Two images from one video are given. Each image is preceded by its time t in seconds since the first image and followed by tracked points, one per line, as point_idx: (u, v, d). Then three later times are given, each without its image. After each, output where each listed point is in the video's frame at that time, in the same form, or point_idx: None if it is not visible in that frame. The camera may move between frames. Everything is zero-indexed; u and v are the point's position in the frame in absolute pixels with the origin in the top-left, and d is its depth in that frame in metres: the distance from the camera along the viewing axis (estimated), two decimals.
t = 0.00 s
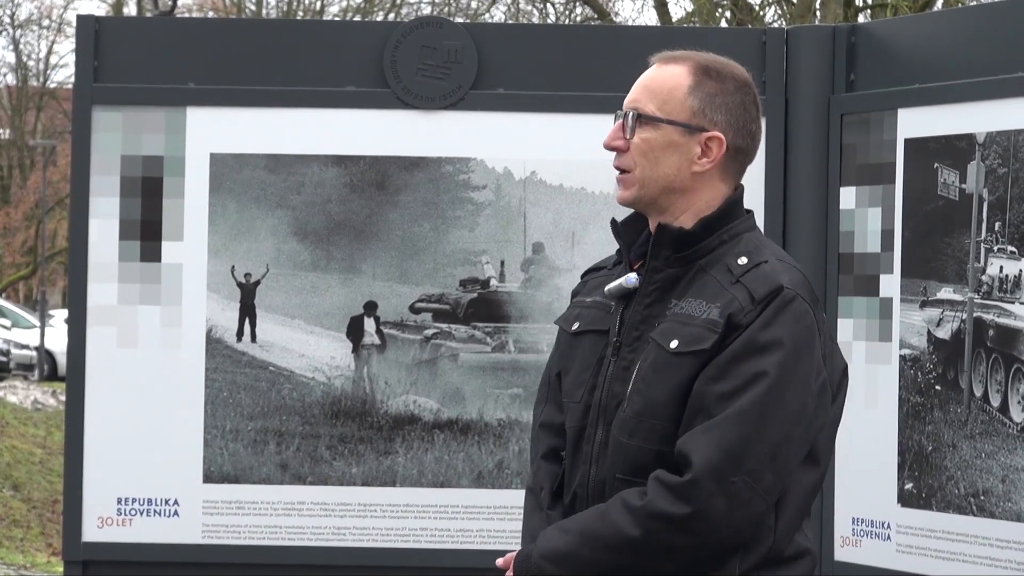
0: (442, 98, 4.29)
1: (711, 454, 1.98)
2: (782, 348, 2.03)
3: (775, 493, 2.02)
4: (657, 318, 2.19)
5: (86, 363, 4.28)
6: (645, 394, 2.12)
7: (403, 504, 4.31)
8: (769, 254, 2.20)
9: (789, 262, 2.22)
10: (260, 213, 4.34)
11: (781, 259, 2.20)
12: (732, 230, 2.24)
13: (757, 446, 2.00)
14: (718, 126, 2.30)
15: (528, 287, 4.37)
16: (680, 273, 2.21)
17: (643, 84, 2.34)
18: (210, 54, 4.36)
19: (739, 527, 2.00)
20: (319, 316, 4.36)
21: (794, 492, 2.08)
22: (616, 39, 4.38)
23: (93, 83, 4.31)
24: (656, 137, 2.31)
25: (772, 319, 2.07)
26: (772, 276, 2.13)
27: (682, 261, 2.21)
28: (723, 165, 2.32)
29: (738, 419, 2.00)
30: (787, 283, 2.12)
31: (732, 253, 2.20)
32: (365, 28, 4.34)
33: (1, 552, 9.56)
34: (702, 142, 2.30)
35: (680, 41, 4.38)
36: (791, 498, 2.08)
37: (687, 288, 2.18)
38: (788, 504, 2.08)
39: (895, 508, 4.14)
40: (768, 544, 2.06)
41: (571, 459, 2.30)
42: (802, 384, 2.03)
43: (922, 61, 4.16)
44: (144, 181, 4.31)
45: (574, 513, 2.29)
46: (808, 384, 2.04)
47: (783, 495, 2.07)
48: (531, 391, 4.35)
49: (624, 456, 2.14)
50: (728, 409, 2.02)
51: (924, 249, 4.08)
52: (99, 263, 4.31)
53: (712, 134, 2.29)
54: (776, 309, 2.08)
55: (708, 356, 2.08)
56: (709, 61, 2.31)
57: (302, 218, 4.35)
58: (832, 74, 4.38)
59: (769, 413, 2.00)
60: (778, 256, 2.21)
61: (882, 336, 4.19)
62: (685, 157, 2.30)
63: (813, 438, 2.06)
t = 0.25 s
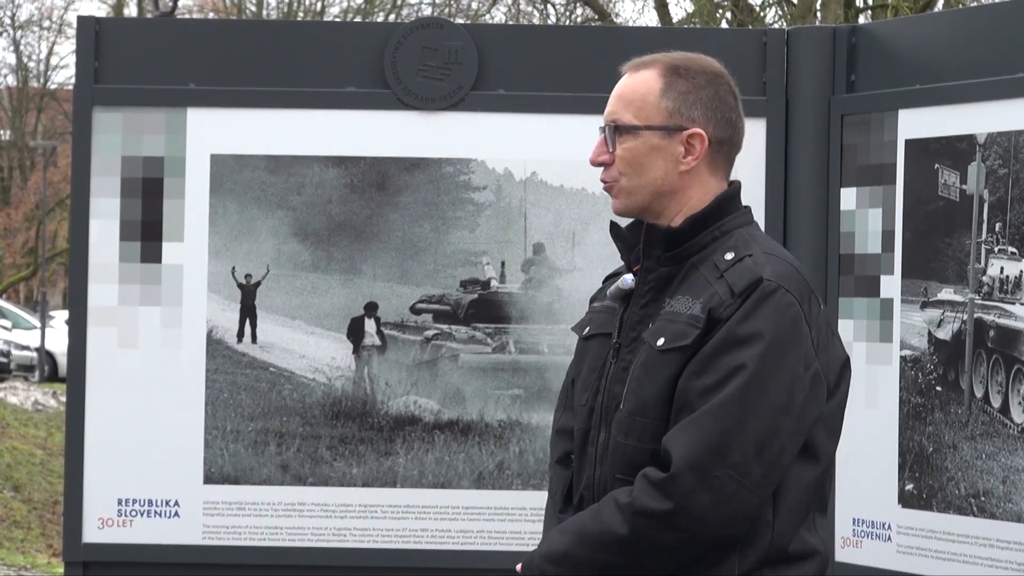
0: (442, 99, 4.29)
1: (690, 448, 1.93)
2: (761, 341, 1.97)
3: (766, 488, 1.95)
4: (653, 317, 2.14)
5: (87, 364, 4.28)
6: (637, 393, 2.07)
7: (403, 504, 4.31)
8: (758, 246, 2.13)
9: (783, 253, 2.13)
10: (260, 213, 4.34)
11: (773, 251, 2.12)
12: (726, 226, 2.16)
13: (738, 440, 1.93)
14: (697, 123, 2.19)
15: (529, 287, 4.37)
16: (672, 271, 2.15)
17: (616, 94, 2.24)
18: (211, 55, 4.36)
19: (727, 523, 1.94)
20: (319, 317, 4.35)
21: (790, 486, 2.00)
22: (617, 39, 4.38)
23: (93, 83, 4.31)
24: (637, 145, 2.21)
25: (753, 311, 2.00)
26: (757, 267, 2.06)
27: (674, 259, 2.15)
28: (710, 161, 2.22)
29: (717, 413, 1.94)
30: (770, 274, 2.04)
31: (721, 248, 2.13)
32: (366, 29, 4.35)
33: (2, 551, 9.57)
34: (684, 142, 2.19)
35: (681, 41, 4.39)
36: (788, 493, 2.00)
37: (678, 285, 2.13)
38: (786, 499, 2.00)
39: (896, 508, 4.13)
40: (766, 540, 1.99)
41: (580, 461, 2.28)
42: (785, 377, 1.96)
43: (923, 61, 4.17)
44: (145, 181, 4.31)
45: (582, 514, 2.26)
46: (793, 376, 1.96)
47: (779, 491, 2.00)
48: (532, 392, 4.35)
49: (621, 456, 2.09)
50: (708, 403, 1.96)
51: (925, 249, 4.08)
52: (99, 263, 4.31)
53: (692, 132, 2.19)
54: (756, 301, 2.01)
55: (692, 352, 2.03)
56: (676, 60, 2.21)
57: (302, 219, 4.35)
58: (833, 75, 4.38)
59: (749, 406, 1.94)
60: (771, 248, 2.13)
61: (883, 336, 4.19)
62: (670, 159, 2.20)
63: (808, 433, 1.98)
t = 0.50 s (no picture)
0: (442, 99, 4.29)
1: (676, 450, 1.92)
2: (743, 339, 1.94)
3: (757, 485, 1.93)
4: (643, 321, 2.12)
5: (86, 364, 4.27)
6: (627, 398, 2.05)
7: (403, 504, 4.31)
8: (740, 244, 2.10)
9: (767, 248, 2.11)
10: (260, 213, 4.34)
11: (756, 248, 2.09)
12: (708, 225, 2.14)
13: (725, 439, 1.91)
14: (671, 126, 2.17)
15: (528, 287, 4.36)
16: (659, 274, 2.13)
17: (588, 106, 2.23)
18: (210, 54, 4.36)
19: (719, 523, 1.92)
20: (319, 317, 4.35)
21: (784, 482, 1.98)
22: (617, 39, 4.38)
23: (93, 83, 4.31)
24: (613, 155, 2.19)
25: (734, 309, 1.98)
26: (738, 265, 2.04)
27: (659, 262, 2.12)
28: (689, 163, 2.19)
29: (702, 413, 1.92)
30: (751, 272, 2.02)
31: (704, 248, 2.11)
32: (366, 29, 4.34)
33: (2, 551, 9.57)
34: (660, 146, 2.17)
35: (681, 41, 4.38)
36: (782, 490, 1.98)
37: (664, 288, 2.11)
38: (780, 496, 1.98)
39: (896, 508, 4.13)
40: (762, 537, 1.98)
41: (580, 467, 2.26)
42: (769, 374, 1.93)
43: (923, 61, 4.16)
44: (145, 181, 4.30)
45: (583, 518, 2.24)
46: (777, 373, 1.94)
47: (772, 488, 1.98)
48: (532, 391, 4.35)
49: (615, 460, 2.07)
50: (693, 404, 1.94)
51: (925, 249, 4.08)
52: (98, 263, 4.31)
53: (667, 136, 2.17)
54: (737, 299, 1.99)
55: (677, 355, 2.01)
56: (643, 65, 2.19)
57: (302, 218, 4.35)
58: (832, 74, 4.38)
59: (733, 405, 1.92)
60: (754, 245, 2.11)
61: (883, 336, 4.19)
62: (648, 165, 2.18)
63: (798, 429, 1.95)
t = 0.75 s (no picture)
0: (442, 99, 4.29)
1: (674, 449, 1.92)
2: (740, 337, 1.94)
3: (755, 483, 1.92)
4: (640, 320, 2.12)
5: (86, 364, 4.27)
6: (623, 397, 2.05)
7: (403, 504, 4.31)
8: (736, 243, 2.10)
9: (763, 247, 2.11)
10: (260, 213, 4.34)
11: (752, 246, 2.09)
12: (704, 225, 2.13)
13: (723, 438, 1.91)
14: (656, 130, 2.17)
15: (528, 287, 4.36)
16: (655, 274, 2.13)
17: (569, 121, 2.23)
18: (210, 54, 4.36)
19: (717, 521, 1.92)
20: (319, 317, 4.35)
21: (782, 480, 1.98)
22: (617, 39, 4.38)
23: (93, 83, 4.31)
24: (600, 165, 2.18)
25: (730, 308, 1.98)
26: (734, 264, 2.04)
27: (655, 262, 2.13)
28: (676, 166, 2.19)
29: (699, 412, 1.92)
30: (747, 270, 2.02)
31: (700, 247, 2.11)
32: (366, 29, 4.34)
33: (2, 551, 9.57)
34: (647, 151, 2.17)
35: (681, 41, 4.39)
36: (780, 489, 1.98)
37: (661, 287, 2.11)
38: (777, 494, 1.98)
39: (895, 509, 4.13)
40: (760, 535, 1.98)
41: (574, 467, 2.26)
42: (766, 372, 1.93)
43: (923, 61, 4.16)
44: (145, 181, 4.30)
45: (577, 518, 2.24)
46: (773, 370, 1.93)
47: (770, 485, 1.98)
48: (532, 392, 4.35)
49: (612, 460, 2.07)
50: (691, 403, 1.94)
51: (925, 249, 4.08)
52: (99, 263, 4.31)
53: (652, 140, 2.16)
54: (733, 297, 1.98)
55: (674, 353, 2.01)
56: (620, 73, 2.19)
57: (302, 218, 4.35)
58: (832, 74, 4.38)
59: (730, 403, 1.91)
60: (749, 243, 2.10)
61: (883, 336, 4.19)
62: (635, 171, 2.17)
63: (794, 426, 1.95)
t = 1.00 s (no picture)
0: (443, 99, 4.29)
1: (669, 445, 1.91)
2: (734, 333, 1.94)
3: (750, 480, 1.92)
4: (632, 319, 2.12)
5: (86, 363, 4.27)
6: (617, 395, 2.05)
7: (403, 504, 4.31)
8: (729, 240, 2.10)
9: (755, 245, 2.11)
10: (260, 213, 4.34)
11: (744, 244, 2.09)
12: (696, 223, 2.13)
13: (718, 433, 1.91)
14: (648, 129, 2.17)
15: (528, 287, 4.36)
16: (647, 272, 2.13)
17: (562, 118, 2.22)
18: (210, 54, 4.36)
19: (712, 517, 1.91)
20: (319, 317, 4.35)
21: (776, 477, 1.98)
22: (617, 38, 4.37)
23: (93, 83, 4.31)
24: (593, 163, 2.18)
25: (723, 304, 1.98)
26: (727, 260, 2.04)
27: (647, 260, 2.12)
28: (668, 165, 2.18)
29: (694, 407, 1.92)
30: (740, 266, 2.02)
31: (692, 244, 2.11)
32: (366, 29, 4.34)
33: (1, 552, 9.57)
34: (639, 150, 2.16)
35: (681, 41, 4.38)
36: (774, 486, 1.98)
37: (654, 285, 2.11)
38: (772, 491, 1.98)
39: (895, 508, 4.13)
40: (755, 533, 1.97)
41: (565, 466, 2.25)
42: (761, 367, 1.93)
43: (923, 61, 4.16)
44: (145, 181, 4.30)
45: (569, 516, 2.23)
46: (768, 365, 1.93)
47: (764, 482, 1.97)
48: (532, 392, 4.35)
49: (606, 458, 2.07)
50: (685, 398, 1.94)
51: (925, 249, 4.07)
52: (98, 263, 4.31)
53: (645, 139, 2.16)
54: (727, 293, 1.98)
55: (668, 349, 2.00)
56: (614, 72, 2.19)
57: (302, 218, 4.35)
58: (833, 74, 4.37)
59: (725, 399, 1.91)
60: (741, 241, 2.11)
61: (883, 336, 4.19)
62: (627, 170, 2.17)
63: (789, 422, 1.95)
